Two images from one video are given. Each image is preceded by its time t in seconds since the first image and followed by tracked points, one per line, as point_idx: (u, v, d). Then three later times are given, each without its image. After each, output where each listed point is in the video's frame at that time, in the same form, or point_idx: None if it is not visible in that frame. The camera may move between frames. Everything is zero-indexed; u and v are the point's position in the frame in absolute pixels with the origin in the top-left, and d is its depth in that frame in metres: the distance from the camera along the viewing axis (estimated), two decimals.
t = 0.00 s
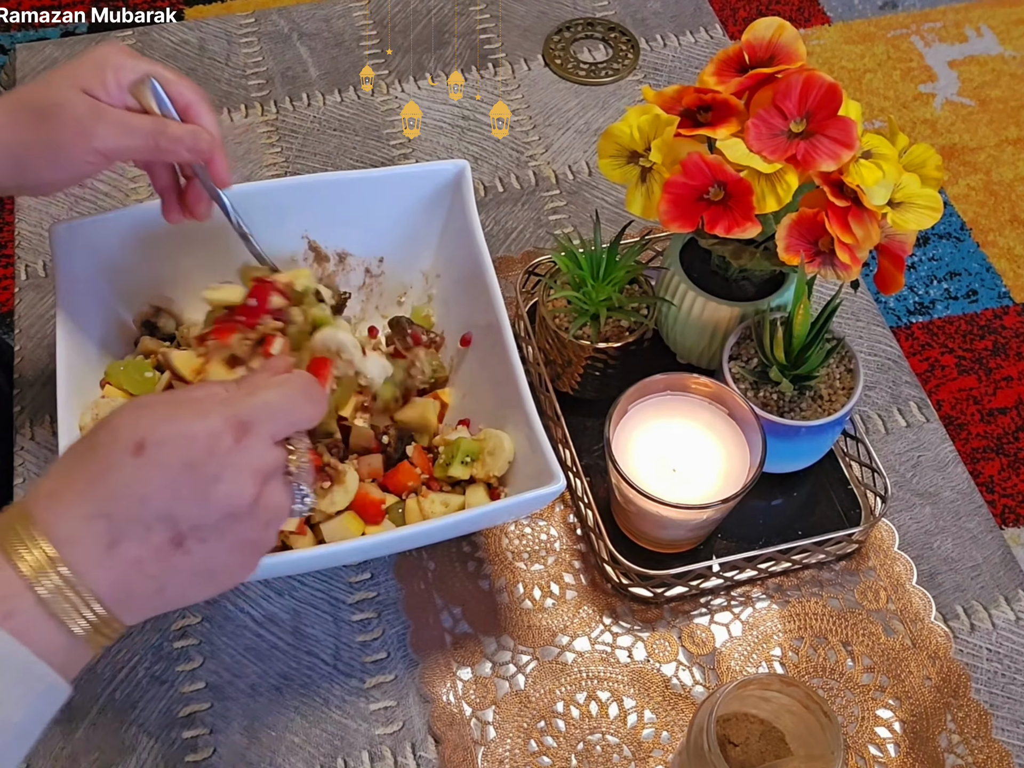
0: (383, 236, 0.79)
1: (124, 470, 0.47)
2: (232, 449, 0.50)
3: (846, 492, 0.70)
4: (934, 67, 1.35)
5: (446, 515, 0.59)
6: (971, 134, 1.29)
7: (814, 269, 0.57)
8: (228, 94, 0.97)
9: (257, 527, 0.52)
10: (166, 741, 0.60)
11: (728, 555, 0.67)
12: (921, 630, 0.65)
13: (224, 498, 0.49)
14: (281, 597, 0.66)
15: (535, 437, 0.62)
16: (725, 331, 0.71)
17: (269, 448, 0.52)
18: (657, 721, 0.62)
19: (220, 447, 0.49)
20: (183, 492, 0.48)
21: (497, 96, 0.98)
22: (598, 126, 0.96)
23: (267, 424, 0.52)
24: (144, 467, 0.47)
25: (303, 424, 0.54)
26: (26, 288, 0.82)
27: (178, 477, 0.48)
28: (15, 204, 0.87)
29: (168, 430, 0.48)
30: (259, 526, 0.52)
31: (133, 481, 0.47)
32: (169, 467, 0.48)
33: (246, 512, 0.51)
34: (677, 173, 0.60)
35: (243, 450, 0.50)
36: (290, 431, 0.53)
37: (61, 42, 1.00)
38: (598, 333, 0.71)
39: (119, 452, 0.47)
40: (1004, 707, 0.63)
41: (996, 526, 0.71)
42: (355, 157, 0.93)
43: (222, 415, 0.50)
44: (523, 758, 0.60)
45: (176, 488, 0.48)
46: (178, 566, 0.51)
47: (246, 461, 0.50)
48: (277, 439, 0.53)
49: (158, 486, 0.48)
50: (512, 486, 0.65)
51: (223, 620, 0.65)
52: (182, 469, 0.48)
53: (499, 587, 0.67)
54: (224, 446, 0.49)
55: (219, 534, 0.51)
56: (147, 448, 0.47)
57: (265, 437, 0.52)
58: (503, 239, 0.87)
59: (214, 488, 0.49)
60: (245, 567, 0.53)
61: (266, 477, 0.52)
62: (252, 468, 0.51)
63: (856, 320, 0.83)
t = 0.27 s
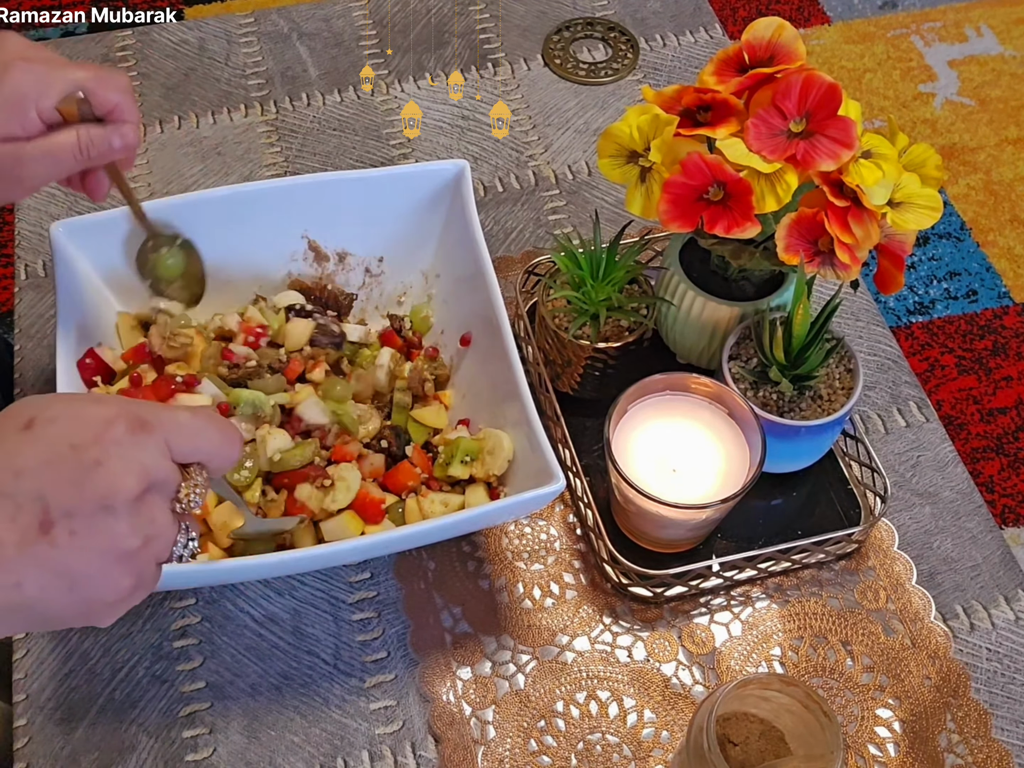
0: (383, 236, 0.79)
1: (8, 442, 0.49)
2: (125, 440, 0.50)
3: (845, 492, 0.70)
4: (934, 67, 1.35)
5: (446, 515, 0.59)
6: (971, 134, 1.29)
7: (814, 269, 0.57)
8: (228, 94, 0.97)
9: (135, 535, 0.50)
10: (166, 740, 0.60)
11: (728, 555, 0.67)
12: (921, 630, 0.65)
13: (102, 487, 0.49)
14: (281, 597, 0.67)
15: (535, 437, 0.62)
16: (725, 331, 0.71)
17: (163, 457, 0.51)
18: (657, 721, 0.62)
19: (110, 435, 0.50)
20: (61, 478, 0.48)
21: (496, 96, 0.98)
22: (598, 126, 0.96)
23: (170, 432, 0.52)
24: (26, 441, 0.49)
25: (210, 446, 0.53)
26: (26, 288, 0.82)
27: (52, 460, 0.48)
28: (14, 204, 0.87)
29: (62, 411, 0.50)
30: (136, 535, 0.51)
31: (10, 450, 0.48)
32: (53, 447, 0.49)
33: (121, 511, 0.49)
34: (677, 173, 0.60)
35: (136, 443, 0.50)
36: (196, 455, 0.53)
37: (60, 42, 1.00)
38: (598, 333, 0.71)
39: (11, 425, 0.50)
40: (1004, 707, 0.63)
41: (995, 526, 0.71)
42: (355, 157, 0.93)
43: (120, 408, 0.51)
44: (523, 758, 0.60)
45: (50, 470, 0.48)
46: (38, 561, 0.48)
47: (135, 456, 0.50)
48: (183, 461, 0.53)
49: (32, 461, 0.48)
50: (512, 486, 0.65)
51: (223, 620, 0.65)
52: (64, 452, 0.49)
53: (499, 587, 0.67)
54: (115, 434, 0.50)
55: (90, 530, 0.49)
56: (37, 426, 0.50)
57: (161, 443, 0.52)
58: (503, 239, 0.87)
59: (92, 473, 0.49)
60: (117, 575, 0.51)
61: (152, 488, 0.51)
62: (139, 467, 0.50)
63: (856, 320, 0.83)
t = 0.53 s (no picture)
0: (383, 236, 0.79)
1: (132, 495, 0.50)
2: (237, 501, 0.52)
3: (845, 492, 0.70)
4: (934, 66, 1.34)
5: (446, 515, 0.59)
6: (971, 133, 1.29)
7: (814, 269, 0.57)
8: (228, 94, 0.97)
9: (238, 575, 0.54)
10: (167, 741, 0.60)
11: (728, 555, 0.67)
12: (921, 630, 0.66)
13: (218, 545, 0.52)
14: (281, 597, 0.67)
15: (535, 437, 0.63)
16: (725, 331, 0.71)
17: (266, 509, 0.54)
18: (657, 721, 0.62)
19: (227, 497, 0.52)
20: (180, 532, 0.51)
21: (497, 96, 0.98)
22: (598, 126, 0.96)
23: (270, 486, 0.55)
24: (149, 498, 0.50)
25: (303, 490, 0.57)
26: (27, 288, 0.82)
27: (175, 517, 0.51)
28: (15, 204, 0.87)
29: (182, 468, 0.51)
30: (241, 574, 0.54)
31: (137, 509, 0.50)
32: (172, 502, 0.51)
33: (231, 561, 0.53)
34: (677, 173, 0.60)
35: (247, 503, 0.53)
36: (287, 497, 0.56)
37: (60, 42, 1.00)
38: (598, 333, 0.71)
39: (132, 477, 0.50)
40: (1004, 707, 0.63)
41: (995, 526, 0.71)
42: (355, 157, 0.93)
43: (233, 464, 0.53)
44: (524, 758, 0.60)
45: (177, 526, 0.51)
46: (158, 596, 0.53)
47: (246, 515, 0.53)
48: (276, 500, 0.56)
49: (157, 518, 0.50)
50: (512, 486, 0.65)
51: (224, 620, 0.65)
52: (186, 512, 0.51)
53: (499, 587, 0.67)
54: (229, 495, 0.52)
55: (201, 574, 0.53)
56: (159, 483, 0.50)
57: (265, 496, 0.54)
58: (503, 239, 0.87)
59: (212, 533, 0.51)
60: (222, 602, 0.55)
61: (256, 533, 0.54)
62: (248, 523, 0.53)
63: (856, 320, 0.83)
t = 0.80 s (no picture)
0: (382, 235, 0.79)
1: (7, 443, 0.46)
2: (128, 431, 0.48)
3: (845, 492, 0.70)
4: (934, 67, 1.35)
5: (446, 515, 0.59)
6: (971, 134, 1.29)
7: (814, 269, 0.57)
8: (228, 94, 0.97)
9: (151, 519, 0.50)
10: (166, 740, 0.60)
11: (728, 555, 0.67)
12: (921, 630, 0.65)
13: (111, 485, 0.47)
14: (280, 597, 0.66)
15: (535, 437, 0.62)
16: (725, 331, 0.71)
17: (170, 436, 0.50)
18: (657, 721, 0.61)
19: (112, 426, 0.47)
20: (65, 474, 0.46)
21: (496, 96, 0.98)
22: (598, 126, 0.96)
23: (169, 408, 0.50)
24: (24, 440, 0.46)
25: (215, 411, 0.52)
26: (26, 288, 0.82)
27: (57, 457, 0.46)
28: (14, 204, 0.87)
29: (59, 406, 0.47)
30: (151, 518, 0.50)
31: (9, 455, 0.45)
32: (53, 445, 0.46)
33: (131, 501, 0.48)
34: (677, 173, 0.60)
35: (139, 430, 0.48)
36: (203, 421, 0.52)
37: (60, 42, 1.00)
38: (598, 333, 0.71)
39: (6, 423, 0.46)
40: (1004, 707, 0.63)
41: (995, 526, 0.71)
42: (355, 157, 0.93)
43: (119, 392, 0.48)
44: (523, 758, 0.60)
45: (58, 469, 0.46)
46: (57, 552, 0.48)
47: (141, 445, 0.48)
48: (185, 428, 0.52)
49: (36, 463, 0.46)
50: (512, 486, 0.65)
51: (223, 620, 0.65)
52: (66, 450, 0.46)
53: (499, 587, 0.67)
54: (116, 424, 0.47)
55: (103, 524, 0.48)
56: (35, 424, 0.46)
57: (166, 421, 0.50)
58: (503, 239, 0.87)
59: (100, 472, 0.46)
60: (138, 555, 0.51)
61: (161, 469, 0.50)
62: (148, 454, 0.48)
63: (856, 320, 0.83)
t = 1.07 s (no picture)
0: (383, 236, 0.79)
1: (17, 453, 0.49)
2: (131, 453, 0.51)
3: (846, 493, 0.70)
4: (934, 67, 1.35)
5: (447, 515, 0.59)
6: (971, 134, 1.29)
7: (814, 269, 0.57)
8: (228, 94, 0.97)
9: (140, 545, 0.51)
10: (166, 741, 0.60)
11: (728, 555, 0.67)
12: (921, 630, 0.65)
13: (111, 499, 0.50)
14: (281, 597, 0.67)
15: (536, 437, 0.62)
16: (725, 331, 0.71)
17: (165, 469, 0.53)
18: (657, 721, 0.62)
19: (118, 447, 0.51)
20: (71, 490, 0.49)
21: (497, 96, 0.98)
22: (598, 126, 0.96)
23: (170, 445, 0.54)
24: (34, 453, 0.49)
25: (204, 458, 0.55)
26: (26, 288, 0.82)
27: (62, 474, 0.49)
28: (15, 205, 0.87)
29: (66, 424, 0.51)
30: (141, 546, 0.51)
31: (20, 463, 0.49)
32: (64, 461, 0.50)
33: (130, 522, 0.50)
34: (677, 173, 0.60)
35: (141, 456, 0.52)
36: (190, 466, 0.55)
37: (60, 42, 1.00)
38: (598, 333, 0.71)
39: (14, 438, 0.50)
40: (1004, 707, 0.63)
41: (995, 526, 0.71)
42: (355, 157, 0.93)
43: (128, 419, 0.53)
44: (524, 758, 0.60)
45: (62, 485, 0.49)
46: (47, 571, 0.49)
47: (141, 468, 0.51)
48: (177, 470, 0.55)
49: (44, 475, 0.49)
50: (512, 486, 0.65)
51: (223, 620, 0.65)
52: (72, 466, 0.50)
53: (499, 587, 0.67)
54: (122, 447, 0.51)
55: (98, 544, 0.50)
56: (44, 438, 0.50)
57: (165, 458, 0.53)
58: (503, 239, 0.87)
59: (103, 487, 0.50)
60: (120, 584, 0.51)
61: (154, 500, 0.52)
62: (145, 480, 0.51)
63: (856, 320, 0.83)
